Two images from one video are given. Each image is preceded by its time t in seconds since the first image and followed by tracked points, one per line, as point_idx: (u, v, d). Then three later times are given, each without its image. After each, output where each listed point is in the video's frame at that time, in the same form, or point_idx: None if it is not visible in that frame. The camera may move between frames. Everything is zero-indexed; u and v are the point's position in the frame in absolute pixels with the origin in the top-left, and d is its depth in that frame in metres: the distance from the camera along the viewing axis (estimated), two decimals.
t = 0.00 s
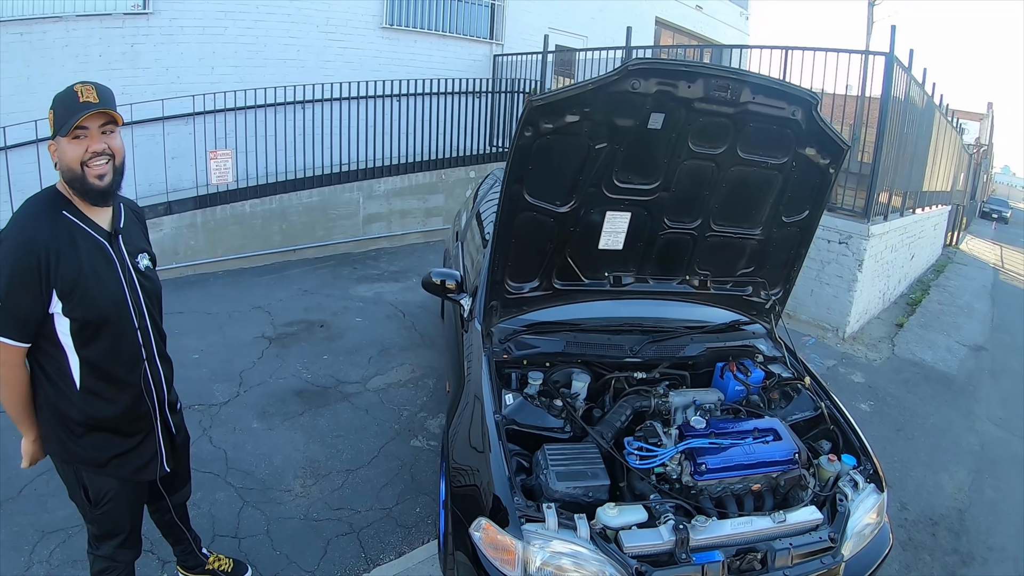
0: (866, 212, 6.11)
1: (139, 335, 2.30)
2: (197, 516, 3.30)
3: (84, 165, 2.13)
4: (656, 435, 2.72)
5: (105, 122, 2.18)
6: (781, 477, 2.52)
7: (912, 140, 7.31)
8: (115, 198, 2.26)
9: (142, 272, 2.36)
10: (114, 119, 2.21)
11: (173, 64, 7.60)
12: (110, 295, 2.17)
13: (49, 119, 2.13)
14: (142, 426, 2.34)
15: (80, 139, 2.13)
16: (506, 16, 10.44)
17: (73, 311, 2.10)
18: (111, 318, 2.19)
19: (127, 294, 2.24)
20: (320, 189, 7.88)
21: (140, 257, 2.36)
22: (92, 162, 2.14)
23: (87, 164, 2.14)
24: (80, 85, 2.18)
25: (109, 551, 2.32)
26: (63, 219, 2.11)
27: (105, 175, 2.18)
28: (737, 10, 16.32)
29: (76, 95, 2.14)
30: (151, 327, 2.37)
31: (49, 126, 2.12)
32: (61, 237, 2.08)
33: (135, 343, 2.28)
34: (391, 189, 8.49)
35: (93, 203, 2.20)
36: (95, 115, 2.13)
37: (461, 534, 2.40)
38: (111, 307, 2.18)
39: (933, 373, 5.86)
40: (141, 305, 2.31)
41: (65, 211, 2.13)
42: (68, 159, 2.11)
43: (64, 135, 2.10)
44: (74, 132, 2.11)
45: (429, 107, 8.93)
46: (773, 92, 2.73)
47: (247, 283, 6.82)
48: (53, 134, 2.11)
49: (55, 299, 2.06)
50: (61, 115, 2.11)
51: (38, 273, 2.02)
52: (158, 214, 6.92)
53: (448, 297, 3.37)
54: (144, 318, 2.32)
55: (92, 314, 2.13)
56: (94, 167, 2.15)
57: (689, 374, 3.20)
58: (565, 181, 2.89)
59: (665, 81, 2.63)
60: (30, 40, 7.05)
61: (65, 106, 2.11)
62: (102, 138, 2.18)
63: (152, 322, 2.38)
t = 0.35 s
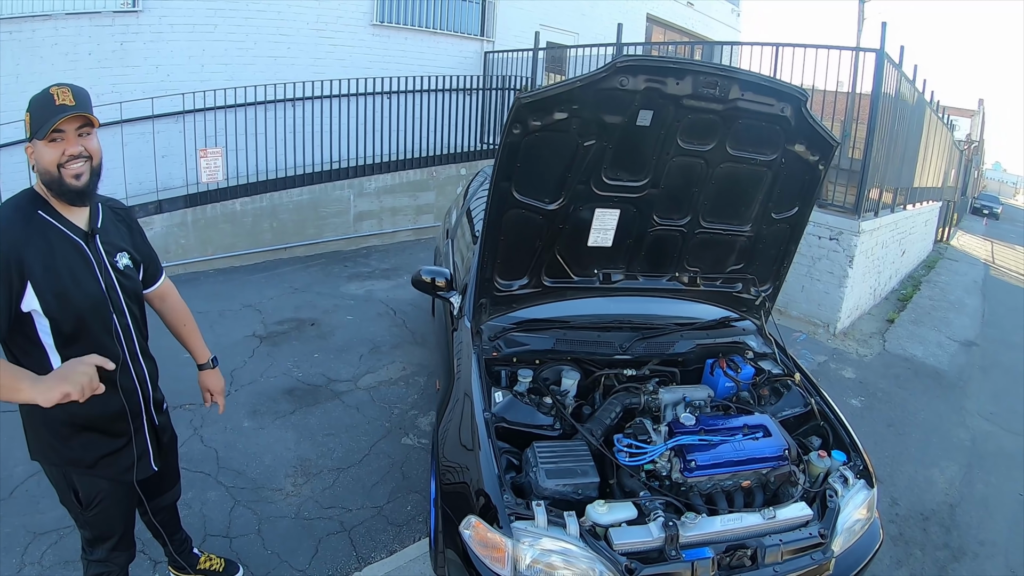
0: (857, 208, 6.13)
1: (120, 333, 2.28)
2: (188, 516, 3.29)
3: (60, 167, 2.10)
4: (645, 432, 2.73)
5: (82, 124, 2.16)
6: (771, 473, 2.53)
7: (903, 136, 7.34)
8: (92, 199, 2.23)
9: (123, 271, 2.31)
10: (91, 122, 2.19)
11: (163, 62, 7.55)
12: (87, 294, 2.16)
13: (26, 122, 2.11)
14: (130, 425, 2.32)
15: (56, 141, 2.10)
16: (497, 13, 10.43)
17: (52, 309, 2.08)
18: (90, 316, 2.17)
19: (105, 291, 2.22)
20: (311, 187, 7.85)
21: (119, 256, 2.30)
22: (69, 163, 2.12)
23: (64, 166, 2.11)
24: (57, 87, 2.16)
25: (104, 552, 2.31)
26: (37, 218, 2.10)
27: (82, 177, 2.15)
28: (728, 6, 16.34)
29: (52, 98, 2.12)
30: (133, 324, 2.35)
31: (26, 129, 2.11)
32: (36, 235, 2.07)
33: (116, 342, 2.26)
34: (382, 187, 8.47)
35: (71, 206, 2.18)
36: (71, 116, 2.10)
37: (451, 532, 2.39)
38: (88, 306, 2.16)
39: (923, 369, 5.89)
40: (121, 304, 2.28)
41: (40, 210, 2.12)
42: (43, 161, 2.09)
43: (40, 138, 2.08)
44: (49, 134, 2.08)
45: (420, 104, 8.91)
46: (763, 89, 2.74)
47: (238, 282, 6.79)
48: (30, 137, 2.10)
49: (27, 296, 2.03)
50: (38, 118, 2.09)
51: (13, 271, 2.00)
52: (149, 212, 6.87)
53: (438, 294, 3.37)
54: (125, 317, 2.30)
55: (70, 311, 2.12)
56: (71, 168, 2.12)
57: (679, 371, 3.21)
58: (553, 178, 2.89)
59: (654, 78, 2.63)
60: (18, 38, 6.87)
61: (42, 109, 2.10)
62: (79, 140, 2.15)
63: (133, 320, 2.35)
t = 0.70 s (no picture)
0: (845, 206, 6.19)
1: (108, 333, 2.28)
2: (181, 518, 3.29)
3: (49, 168, 2.08)
4: (634, 429, 2.75)
5: (69, 125, 2.14)
6: (758, 469, 2.57)
7: (891, 134, 7.40)
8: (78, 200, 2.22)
9: (111, 272, 2.32)
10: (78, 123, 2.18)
11: (153, 65, 7.53)
12: (74, 292, 2.17)
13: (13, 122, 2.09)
14: (119, 426, 2.33)
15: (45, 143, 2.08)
16: (486, 13, 10.45)
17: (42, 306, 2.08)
18: (77, 315, 2.18)
19: (91, 291, 2.22)
20: (301, 188, 7.85)
21: (107, 257, 2.32)
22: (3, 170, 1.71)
23: (53, 167, 2.09)
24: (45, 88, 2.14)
25: (95, 554, 2.31)
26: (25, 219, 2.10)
27: (71, 178, 2.14)
28: (717, 6, 16.41)
29: (41, 100, 2.11)
30: (121, 324, 2.35)
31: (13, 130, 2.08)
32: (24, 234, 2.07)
33: (104, 341, 2.26)
34: (373, 188, 8.47)
35: (58, 207, 2.16)
36: (61, 118, 2.09)
37: (442, 531, 2.41)
38: (75, 304, 2.17)
39: (912, 364, 5.94)
40: (108, 303, 2.29)
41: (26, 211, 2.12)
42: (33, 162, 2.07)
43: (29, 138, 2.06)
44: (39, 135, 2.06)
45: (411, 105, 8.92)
46: (749, 89, 2.77)
47: (229, 284, 6.79)
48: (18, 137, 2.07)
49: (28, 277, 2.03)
50: (26, 119, 2.07)
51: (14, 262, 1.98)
52: (139, 215, 6.86)
53: (428, 295, 3.39)
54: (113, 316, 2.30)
55: (58, 311, 2.13)
56: (60, 169, 2.11)
57: (667, 369, 3.23)
58: (540, 179, 2.91)
59: (640, 78, 2.65)
60: (8, 41, 7.12)
61: (30, 110, 2.08)
62: (67, 141, 2.14)
63: (122, 320, 2.35)
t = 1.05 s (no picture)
0: (841, 204, 6.21)
1: (108, 336, 2.29)
2: (180, 518, 3.30)
3: (75, 169, 2.15)
4: (632, 426, 2.76)
5: (93, 129, 2.22)
6: (755, 465, 2.59)
7: (887, 132, 7.43)
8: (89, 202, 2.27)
9: (113, 274, 2.35)
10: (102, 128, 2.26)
11: (149, 66, 7.53)
12: (75, 296, 2.17)
13: (38, 118, 2.10)
14: (118, 429, 2.33)
15: (73, 144, 2.14)
16: (483, 14, 10.47)
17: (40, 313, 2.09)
18: (78, 319, 2.19)
19: (94, 293, 2.24)
20: (299, 188, 7.86)
21: (109, 259, 2.34)
22: None
23: (77, 168, 2.16)
24: (69, 91, 2.21)
25: (92, 554, 2.32)
26: (30, 220, 2.11)
27: (91, 180, 2.21)
28: (714, 5, 16.44)
29: (70, 102, 2.16)
30: (121, 326, 2.36)
31: (37, 126, 2.09)
32: (27, 237, 2.08)
33: (104, 345, 2.27)
34: (370, 188, 8.48)
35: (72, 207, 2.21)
36: (92, 122, 2.17)
37: (442, 529, 2.41)
38: (76, 308, 2.18)
39: (909, 362, 5.97)
40: (110, 306, 2.30)
41: (30, 213, 2.13)
42: (59, 162, 2.11)
43: (59, 138, 2.10)
44: (70, 136, 2.12)
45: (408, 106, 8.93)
46: (744, 88, 2.79)
47: (227, 285, 6.79)
48: (44, 134, 2.09)
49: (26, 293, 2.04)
50: (55, 118, 2.10)
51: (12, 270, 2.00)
52: (136, 217, 6.86)
53: (426, 294, 3.39)
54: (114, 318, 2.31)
55: (60, 316, 2.14)
56: (83, 170, 2.17)
57: (665, 367, 3.25)
58: (537, 178, 2.93)
59: (636, 78, 2.67)
60: (4, 43, 6.97)
61: (60, 110, 2.12)
62: (90, 145, 2.21)
63: (122, 322, 2.37)
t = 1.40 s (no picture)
0: (845, 199, 6.18)
1: (112, 341, 2.27)
2: (183, 518, 3.29)
3: (84, 168, 2.15)
4: (634, 425, 2.74)
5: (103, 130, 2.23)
6: (760, 464, 2.56)
7: (890, 126, 7.38)
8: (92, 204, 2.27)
9: (117, 277, 2.34)
10: (111, 130, 2.27)
11: (150, 64, 7.51)
12: (78, 304, 2.15)
13: (50, 114, 2.10)
14: (121, 432, 2.31)
15: (84, 143, 2.15)
16: (483, 9, 10.43)
17: (41, 322, 2.09)
18: (81, 326, 2.17)
19: (98, 299, 2.22)
20: (300, 185, 7.84)
21: (113, 262, 2.33)
22: None
23: (86, 167, 2.16)
24: (83, 91, 2.23)
25: (95, 554, 2.31)
26: (29, 230, 2.10)
27: (98, 180, 2.22)
28: None
29: (84, 101, 2.17)
30: (127, 332, 2.35)
31: (49, 122, 2.09)
32: (26, 248, 2.07)
33: (107, 350, 2.25)
34: (371, 184, 8.46)
35: (77, 207, 2.20)
36: (105, 123, 2.19)
37: (444, 528, 2.40)
38: (80, 315, 2.16)
39: (913, 357, 5.94)
40: (114, 311, 2.28)
41: (31, 222, 2.11)
42: (70, 160, 2.11)
43: (71, 135, 2.10)
44: (82, 135, 2.12)
45: (409, 102, 8.90)
46: (747, 82, 2.75)
47: (229, 282, 6.78)
48: (55, 130, 2.09)
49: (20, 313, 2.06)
50: (67, 116, 2.10)
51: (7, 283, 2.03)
52: (137, 215, 6.85)
53: (427, 292, 3.37)
54: (119, 324, 2.29)
55: (63, 324, 2.13)
56: (92, 170, 2.18)
57: (668, 364, 3.23)
58: (539, 175, 2.90)
59: (637, 73, 2.64)
60: (4, 42, 6.93)
61: (74, 107, 2.13)
62: (99, 145, 2.22)
63: (127, 328, 2.36)
